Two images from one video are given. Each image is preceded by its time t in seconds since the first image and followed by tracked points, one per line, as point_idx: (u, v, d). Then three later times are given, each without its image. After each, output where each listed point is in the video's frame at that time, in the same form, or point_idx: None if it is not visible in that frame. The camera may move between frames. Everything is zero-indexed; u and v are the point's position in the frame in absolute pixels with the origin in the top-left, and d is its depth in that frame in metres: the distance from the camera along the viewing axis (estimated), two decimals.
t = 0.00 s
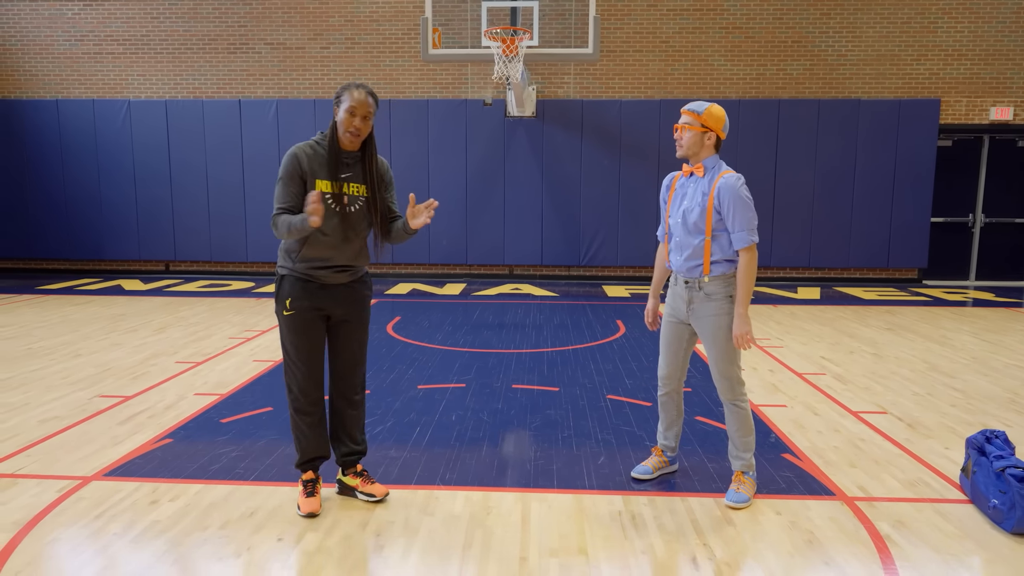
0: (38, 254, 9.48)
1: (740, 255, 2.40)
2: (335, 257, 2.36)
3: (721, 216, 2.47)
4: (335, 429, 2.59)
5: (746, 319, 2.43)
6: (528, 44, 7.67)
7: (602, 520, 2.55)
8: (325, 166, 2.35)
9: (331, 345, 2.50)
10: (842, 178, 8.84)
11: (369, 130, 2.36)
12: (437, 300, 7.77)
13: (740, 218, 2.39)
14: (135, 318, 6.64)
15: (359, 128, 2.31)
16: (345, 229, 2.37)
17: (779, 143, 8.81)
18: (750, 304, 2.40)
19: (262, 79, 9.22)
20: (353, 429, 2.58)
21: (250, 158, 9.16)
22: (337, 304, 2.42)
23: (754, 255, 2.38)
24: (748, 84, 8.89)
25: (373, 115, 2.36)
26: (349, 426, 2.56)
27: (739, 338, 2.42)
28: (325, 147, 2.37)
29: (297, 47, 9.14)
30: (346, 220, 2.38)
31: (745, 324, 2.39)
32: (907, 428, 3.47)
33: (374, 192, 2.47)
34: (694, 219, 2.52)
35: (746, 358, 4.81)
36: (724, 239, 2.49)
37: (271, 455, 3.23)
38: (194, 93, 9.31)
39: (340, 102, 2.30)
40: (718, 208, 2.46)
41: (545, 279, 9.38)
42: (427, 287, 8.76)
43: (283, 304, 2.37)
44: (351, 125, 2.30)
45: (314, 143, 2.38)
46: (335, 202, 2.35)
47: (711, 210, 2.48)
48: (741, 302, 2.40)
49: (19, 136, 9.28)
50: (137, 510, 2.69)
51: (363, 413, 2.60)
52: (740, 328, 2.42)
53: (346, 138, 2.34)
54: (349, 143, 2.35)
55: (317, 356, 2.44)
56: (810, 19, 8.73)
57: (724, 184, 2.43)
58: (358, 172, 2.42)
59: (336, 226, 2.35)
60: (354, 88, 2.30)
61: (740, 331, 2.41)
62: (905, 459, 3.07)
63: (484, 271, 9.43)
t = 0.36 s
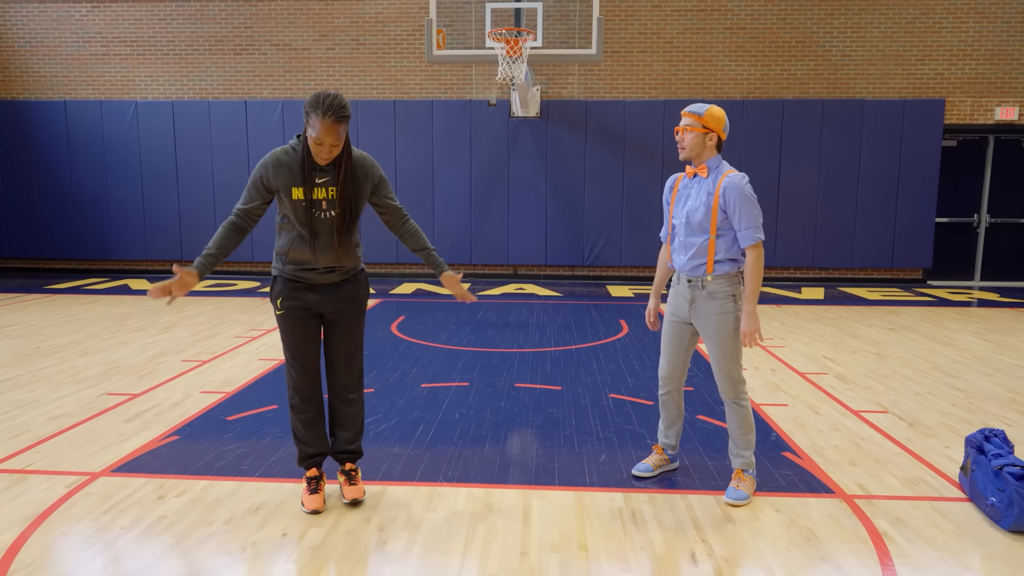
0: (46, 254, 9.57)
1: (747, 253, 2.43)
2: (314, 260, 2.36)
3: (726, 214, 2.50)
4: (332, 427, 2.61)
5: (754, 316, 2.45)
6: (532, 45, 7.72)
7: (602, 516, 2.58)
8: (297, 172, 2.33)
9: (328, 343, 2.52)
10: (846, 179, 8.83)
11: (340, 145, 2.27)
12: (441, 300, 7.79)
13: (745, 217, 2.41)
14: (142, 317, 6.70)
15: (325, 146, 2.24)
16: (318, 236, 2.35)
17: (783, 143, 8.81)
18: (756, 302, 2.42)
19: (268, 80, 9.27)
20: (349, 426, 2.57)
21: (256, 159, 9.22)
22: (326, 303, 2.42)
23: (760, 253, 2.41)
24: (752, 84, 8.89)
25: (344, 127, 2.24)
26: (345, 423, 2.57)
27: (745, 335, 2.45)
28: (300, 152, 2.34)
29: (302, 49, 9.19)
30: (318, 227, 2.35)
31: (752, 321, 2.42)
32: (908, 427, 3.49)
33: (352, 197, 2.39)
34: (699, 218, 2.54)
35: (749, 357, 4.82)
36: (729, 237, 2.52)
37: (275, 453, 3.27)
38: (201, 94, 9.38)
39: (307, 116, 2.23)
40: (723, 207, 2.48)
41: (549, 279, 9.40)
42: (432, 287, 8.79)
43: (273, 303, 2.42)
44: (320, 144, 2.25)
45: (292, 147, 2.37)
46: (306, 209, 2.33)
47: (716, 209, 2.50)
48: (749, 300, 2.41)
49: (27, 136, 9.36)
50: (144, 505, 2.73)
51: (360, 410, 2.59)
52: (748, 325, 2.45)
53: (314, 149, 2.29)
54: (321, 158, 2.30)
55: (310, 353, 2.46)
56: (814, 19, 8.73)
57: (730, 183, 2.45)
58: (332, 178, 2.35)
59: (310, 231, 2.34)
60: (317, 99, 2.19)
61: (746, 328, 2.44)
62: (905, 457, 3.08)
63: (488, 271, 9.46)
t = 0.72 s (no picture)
0: (56, 253, 9.66)
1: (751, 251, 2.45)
2: (315, 262, 2.39)
3: (730, 214, 2.51)
4: (336, 422, 2.64)
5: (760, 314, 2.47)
6: (538, 46, 7.76)
7: (605, 512, 2.61)
8: (301, 177, 2.32)
9: (333, 339, 2.54)
10: (852, 179, 8.82)
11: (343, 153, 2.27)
12: (447, 300, 7.82)
13: (749, 216, 2.43)
14: (151, 316, 6.76)
15: (328, 157, 2.24)
16: (319, 240, 2.38)
17: (789, 143, 8.80)
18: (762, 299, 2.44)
19: (275, 80, 9.34)
20: (352, 422, 2.61)
21: (263, 159, 9.28)
22: (331, 301, 2.46)
23: (765, 251, 2.43)
24: (758, 84, 8.90)
25: (346, 136, 2.24)
26: (349, 418, 2.60)
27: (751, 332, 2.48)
28: (304, 156, 2.33)
29: (309, 49, 9.25)
30: (318, 231, 2.38)
31: (757, 318, 2.44)
32: (911, 426, 3.50)
33: (354, 202, 2.40)
34: (703, 218, 2.55)
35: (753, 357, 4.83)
36: (733, 237, 2.54)
37: (282, 449, 3.31)
38: (209, 95, 9.45)
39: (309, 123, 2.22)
40: (727, 206, 2.51)
41: (554, 279, 9.43)
42: (437, 286, 8.82)
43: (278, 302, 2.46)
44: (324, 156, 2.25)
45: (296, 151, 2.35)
46: (307, 215, 2.35)
47: (721, 208, 2.52)
48: (754, 299, 2.43)
49: (37, 136, 9.45)
50: (154, 499, 2.77)
51: (364, 406, 2.62)
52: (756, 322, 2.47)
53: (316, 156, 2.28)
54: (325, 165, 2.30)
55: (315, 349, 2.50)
56: (821, 19, 8.72)
57: (734, 181, 2.47)
58: (335, 183, 2.36)
59: (311, 235, 2.37)
60: (320, 108, 2.17)
61: (753, 326, 2.46)
62: (908, 456, 3.09)
63: (494, 271, 9.50)
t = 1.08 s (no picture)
0: (64, 253, 9.74)
1: (754, 253, 2.48)
2: (334, 259, 2.42)
3: (736, 214, 2.54)
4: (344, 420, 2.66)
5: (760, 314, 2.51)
6: (542, 48, 7.79)
7: (608, 510, 2.63)
8: (321, 171, 2.39)
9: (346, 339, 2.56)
10: (858, 179, 8.80)
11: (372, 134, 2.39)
12: (452, 300, 7.85)
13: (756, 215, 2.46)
14: (159, 315, 6.82)
15: (363, 132, 2.34)
16: (338, 236, 2.42)
17: (794, 143, 8.80)
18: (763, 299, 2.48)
19: (281, 81, 9.39)
20: (364, 421, 2.64)
21: (269, 159, 9.33)
22: (347, 300, 2.49)
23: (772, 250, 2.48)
24: (763, 85, 8.89)
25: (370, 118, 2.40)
26: (359, 418, 2.63)
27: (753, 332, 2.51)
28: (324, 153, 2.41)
29: (316, 51, 9.30)
30: (338, 226, 2.42)
31: (758, 318, 2.49)
32: (914, 426, 3.51)
33: (372, 198, 2.47)
34: (710, 219, 2.56)
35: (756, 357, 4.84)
36: (739, 237, 2.57)
37: (288, 447, 3.35)
38: (215, 95, 9.51)
39: (333, 111, 2.34)
40: (734, 207, 2.53)
41: (559, 279, 9.45)
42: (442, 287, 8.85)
43: (294, 298, 2.46)
44: (357, 136, 2.35)
45: (316, 149, 2.43)
46: (328, 208, 2.39)
47: (728, 209, 2.53)
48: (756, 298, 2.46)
49: (46, 137, 9.54)
50: (162, 496, 2.81)
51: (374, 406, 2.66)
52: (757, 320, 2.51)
53: (345, 142, 2.38)
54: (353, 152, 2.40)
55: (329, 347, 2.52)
56: (826, 19, 8.72)
57: (740, 182, 2.49)
58: (355, 178, 2.43)
59: (331, 230, 2.41)
60: (343, 95, 2.33)
61: (753, 325, 2.50)
62: (910, 456, 3.10)
63: (499, 271, 9.52)
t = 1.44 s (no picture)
0: (69, 254, 9.80)
1: (785, 256, 2.49)
2: (340, 257, 2.45)
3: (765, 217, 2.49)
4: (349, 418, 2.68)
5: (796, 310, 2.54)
6: (545, 49, 7.81)
7: (608, 508, 2.65)
8: (327, 170, 2.43)
9: (353, 338, 2.58)
10: (860, 179, 8.80)
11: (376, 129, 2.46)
12: (455, 300, 7.87)
13: (785, 217, 2.46)
14: (163, 315, 6.86)
15: (368, 128, 2.41)
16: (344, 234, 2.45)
17: (796, 144, 8.80)
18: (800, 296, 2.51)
19: (285, 83, 9.44)
20: (368, 420, 2.65)
21: (273, 160, 9.38)
22: (351, 299, 2.51)
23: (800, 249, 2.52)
24: (765, 86, 8.90)
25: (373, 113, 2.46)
26: (364, 417, 2.64)
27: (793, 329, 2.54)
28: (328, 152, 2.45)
29: (319, 52, 9.34)
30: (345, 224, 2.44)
31: (801, 314, 2.51)
32: (914, 426, 3.52)
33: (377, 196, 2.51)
34: (745, 227, 2.47)
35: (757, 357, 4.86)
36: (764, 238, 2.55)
37: (292, 446, 3.37)
38: (220, 97, 9.55)
39: (337, 109, 2.37)
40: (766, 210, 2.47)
41: (562, 280, 9.47)
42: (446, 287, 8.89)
43: (302, 299, 2.49)
44: (363, 131, 2.41)
45: (320, 149, 2.47)
46: (335, 206, 2.42)
47: (760, 213, 2.47)
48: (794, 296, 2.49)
49: (51, 138, 9.60)
50: (166, 493, 2.84)
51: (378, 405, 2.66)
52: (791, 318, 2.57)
53: (350, 139, 2.42)
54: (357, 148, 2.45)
55: (336, 347, 2.54)
56: (828, 21, 8.73)
57: (770, 186, 2.44)
58: (360, 174, 2.48)
59: (336, 228, 2.43)
60: (344, 93, 2.38)
61: (794, 321, 2.52)
62: (909, 456, 3.12)
63: (501, 271, 9.55)
